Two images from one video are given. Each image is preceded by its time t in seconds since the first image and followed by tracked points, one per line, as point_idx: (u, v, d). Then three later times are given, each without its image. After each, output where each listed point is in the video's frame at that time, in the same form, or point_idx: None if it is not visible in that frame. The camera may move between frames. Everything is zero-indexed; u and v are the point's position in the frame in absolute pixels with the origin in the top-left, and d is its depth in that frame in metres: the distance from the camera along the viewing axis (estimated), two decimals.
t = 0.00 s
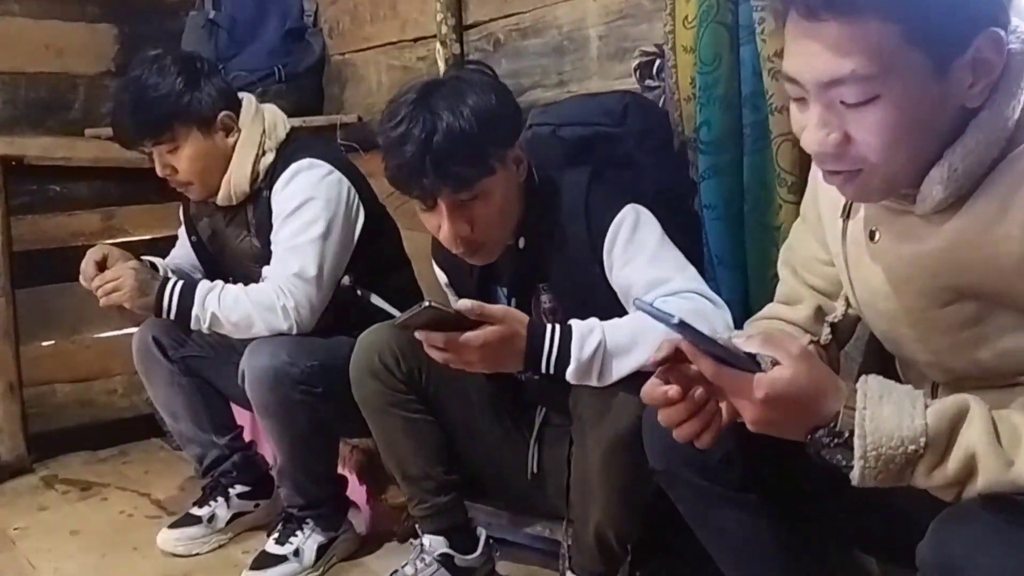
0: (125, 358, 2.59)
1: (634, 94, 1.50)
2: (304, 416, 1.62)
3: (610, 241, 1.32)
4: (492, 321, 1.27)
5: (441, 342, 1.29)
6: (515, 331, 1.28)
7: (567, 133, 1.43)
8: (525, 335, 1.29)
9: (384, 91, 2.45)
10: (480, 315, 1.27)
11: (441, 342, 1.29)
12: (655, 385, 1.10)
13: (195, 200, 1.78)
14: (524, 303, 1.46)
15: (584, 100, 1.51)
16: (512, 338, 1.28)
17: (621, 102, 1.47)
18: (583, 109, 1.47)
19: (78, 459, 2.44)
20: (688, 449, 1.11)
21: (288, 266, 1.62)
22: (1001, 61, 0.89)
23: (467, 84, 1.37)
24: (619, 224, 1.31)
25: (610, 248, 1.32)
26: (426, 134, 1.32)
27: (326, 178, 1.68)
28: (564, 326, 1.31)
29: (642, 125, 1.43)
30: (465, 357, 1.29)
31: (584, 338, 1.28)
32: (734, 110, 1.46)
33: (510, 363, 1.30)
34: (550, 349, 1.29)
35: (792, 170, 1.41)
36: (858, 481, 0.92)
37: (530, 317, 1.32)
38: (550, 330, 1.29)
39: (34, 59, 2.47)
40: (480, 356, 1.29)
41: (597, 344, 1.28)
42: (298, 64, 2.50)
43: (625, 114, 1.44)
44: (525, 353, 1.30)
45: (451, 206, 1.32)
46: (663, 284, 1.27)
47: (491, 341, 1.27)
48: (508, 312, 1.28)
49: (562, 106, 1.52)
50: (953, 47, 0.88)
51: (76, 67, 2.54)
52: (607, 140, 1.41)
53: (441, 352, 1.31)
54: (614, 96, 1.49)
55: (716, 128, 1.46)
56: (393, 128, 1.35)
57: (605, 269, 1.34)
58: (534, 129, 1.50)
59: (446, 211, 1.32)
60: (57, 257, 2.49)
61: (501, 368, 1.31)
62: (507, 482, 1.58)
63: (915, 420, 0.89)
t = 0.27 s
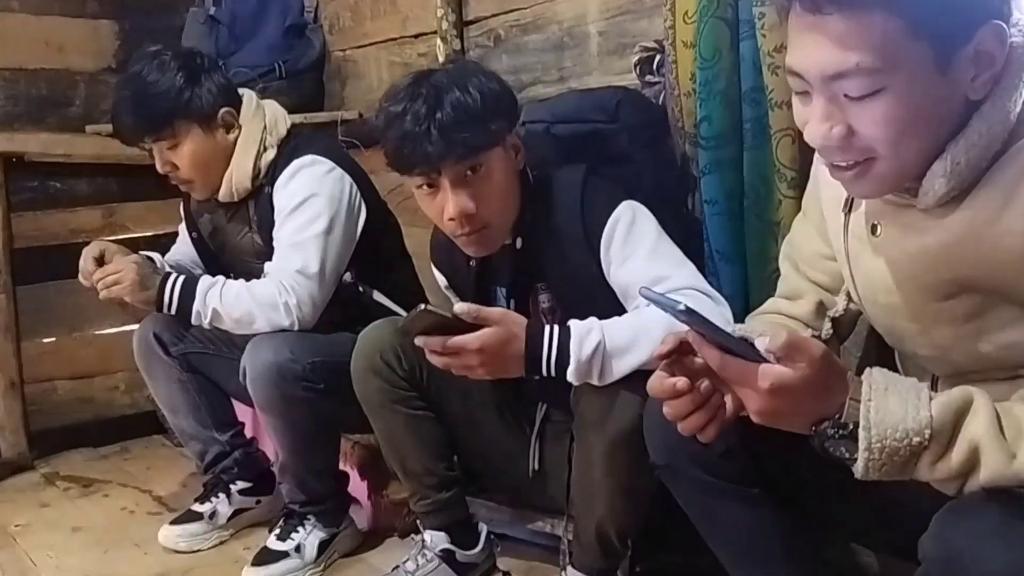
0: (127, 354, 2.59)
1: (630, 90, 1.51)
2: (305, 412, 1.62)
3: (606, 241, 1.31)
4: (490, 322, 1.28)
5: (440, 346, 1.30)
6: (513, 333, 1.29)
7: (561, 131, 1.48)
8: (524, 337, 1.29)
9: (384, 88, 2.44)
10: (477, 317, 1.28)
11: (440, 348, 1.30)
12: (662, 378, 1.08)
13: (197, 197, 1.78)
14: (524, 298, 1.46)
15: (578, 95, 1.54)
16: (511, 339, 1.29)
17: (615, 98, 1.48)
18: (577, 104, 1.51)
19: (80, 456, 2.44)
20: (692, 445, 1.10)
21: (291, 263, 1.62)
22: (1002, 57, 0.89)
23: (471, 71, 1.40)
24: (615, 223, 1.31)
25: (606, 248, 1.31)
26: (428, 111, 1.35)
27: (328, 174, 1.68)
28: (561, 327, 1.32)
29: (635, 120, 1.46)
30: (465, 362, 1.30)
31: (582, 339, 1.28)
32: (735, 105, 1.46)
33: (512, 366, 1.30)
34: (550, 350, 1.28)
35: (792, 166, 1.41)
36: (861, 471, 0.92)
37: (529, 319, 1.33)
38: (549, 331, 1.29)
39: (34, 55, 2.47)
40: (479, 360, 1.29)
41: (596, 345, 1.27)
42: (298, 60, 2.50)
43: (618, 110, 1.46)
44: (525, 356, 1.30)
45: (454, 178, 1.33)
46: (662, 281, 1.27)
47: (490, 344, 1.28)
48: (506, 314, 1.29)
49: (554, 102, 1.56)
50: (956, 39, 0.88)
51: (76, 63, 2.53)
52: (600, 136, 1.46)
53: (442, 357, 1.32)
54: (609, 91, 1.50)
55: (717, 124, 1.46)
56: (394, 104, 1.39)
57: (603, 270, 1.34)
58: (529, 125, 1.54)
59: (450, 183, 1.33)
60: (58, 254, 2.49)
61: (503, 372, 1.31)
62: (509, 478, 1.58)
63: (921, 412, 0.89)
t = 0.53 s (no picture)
0: (127, 351, 2.59)
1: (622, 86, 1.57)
2: (305, 409, 1.62)
3: (597, 242, 1.31)
4: (482, 321, 1.29)
5: (435, 347, 1.30)
6: (507, 330, 1.30)
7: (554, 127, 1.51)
8: (518, 333, 1.30)
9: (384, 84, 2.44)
10: (470, 316, 1.28)
11: (435, 350, 1.31)
12: (661, 372, 1.10)
13: (199, 194, 1.78)
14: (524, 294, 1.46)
15: (572, 94, 1.57)
16: (505, 337, 1.30)
17: (607, 94, 1.53)
18: (574, 102, 1.54)
19: (81, 452, 2.45)
20: (692, 440, 1.11)
21: (290, 259, 1.62)
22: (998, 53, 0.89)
23: (473, 65, 1.42)
24: (606, 221, 1.31)
25: (598, 247, 1.32)
26: (426, 97, 1.37)
27: (328, 171, 1.68)
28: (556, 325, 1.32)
29: (627, 117, 1.51)
30: (461, 362, 1.31)
31: (578, 332, 1.28)
32: (736, 101, 1.46)
33: (507, 365, 1.31)
34: (546, 345, 1.29)
35: (796, 162, 1.41)
36: (862, 466, 0.92)
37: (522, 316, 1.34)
38: (544, 328, 1.30)
39: (34, 52, 2.47)
40: (475, 359, 1.30)
41: (591, 339, 1.28)
42: (299, 57, 2.50)
43: (611, 106, 1.52)
44: (521, 354, 1.30)
45: (447, 164, 1.35)
46: (655, 275, 1.27)
47: (484, 342, 1.29)
48: (498, 313, 1.30)
49: (550, 101, 1.59)
50: (954, 32, 0.88)
51: (76, 60, 2.53)
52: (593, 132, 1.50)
53: (438, 359, 1.33)
54: (600, 87, 1.56)
55: (718, 120, 1.46)
56: (393, 91, 1.40)
57: (597, 267, 1.34)
58: (523, 123, 1.55)
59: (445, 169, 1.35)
60: (58, 251, 2.49)
61: (500, 370, 1.32)
62: (510, 474, 1.58)
63: (921, 406, 0.90)
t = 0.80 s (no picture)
0: (128, 348, 2.60)
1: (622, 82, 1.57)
2: (305, 405, 1.63)
3: (596, 237, 1.32)
4: (478, 319, 1.31)
5: (431, 347, 1.32)
6: (503, 328, 1.31)
7: (554, 124, 1.52)
8: (516, 331, 1.31)
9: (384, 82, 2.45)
10: (465, 315, 1.30)
11: (433, 351, 1.33)
12: (659, 370, 1.10)
13: (199, 191, 1.79)
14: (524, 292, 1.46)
15: (571, 88, 1.57)
16: (502, 335, 1.31)
17: (608, 90, 1.53)
18: (575, 97, 1.54)
19: (81, 448, 2.45)
20: (692, 436, 1.11)
21: (290, 256, 1.63)
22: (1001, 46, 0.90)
23: (477, 58, 1.43)
24: (605, 217, 1.31)
25: (597, 243, 1.32)
26: (422, 85, 1.38)
27: (329, 168, 1.69)
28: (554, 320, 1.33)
29: (628, 112, 1.51)
30: (459, 361, 1.32)
31: (574, 328, 1.29)
32: (738, 97, 1.47)
33: (505, 363, 1.32)
34: (543, 342, 1.30)
35: (797, 158, 1.42)
36: (863, 461, 0.93)
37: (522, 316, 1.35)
38: (542, 324, 1.31)
39: (34, 50, 2.47)
40: (472, 357, 1.32)
41: (589, 334, 1.28)
42: (299, 55, 2.51)
43: (611, 103, 1.51)
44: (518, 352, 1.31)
45: (439, 152, 1.37)
46: (655, 271, 1.28)
47: (480, 341, 1.30)
48: (494, 311, 1.31)
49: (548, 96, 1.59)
50: (955, 27, 0.88)
51: (76, 57, 2.54)
52: (593, 128, 1.50)
53: (436, 360, 1.34)
54: (601, 82, 1.55)
55: (719, 116, 1.46)
56: (393, 76, 1.43)
57: (595, 263, 1.34)
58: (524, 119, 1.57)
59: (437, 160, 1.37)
60: (59, 248, 2.49)
61: (498, 368, 1.33)
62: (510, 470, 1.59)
63: (922, 402, 0.90)
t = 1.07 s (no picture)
0: (129, 345, 2.61)
1: (625, 80, 1.58)
2: (304, 402, 1.64)
3: (600, 234, 1.33)
4: (481, 316, 1.32)
5: (435, 344, 1.34)
6: (505, 325, 1.32)
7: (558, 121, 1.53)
8: (518, 328, 1.32)
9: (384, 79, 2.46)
10: (469, 312, 1.32)
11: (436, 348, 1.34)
12: (661, 363, 1.10)
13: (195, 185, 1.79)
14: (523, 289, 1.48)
15: (576, 85, 1.59)
16: (505, 332, 1.32)
17: (613, 87, 1.55)
18: (579, 95, 1.56)
19: (82, 444, 2.47)
20: (688, 433, 1.12)
21: (290, 253, 1.64)
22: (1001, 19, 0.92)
23: (489, 53, 1.45)
24: (610, 215, 1.32)
25: (602, 240, 1.33)
26: (431, 79, 1.40)
27: (328, 165, 1.70)
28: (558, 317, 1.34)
29: (632, 111, 1.52)
30: (462, 358, 1.34)
31: (579, 326, 1.30)
32: (738, 94, 1.48)
33: (508, 360, 1.33)
34: (545, 340, 1.31)
35: (797, 155, 1.42)
36: (863, 457, 0.94)
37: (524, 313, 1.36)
38: (544, 322, 1.32)
39: (35, 48, 2.48)
40: (475, 355, 1.33)
41: (593, 332, 1.29)
42: (298, 53, 2.52)
43: (617, 102, 1.53)
44: (523, 348, 1.32)
45: (446, 145, 1.38)
46: (659, 269, 1.28)
47: (483, 337, 1.32)
48: (498, 309, 1.32)
49: (554, 93, 1.61)
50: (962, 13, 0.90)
51: (77, 56, 2.55)
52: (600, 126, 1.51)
53: (440, 357, 1.36)
54: (604, 80, 1.56)
55: (720, 113, 1.48)
56: (402, 68, 1.44)
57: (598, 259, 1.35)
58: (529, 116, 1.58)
59: (444, 155, 1.38)
60: (60, 246, 2.51)
61: (501, 366, 1.34)
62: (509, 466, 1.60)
63: (923, 398, 0.90)
